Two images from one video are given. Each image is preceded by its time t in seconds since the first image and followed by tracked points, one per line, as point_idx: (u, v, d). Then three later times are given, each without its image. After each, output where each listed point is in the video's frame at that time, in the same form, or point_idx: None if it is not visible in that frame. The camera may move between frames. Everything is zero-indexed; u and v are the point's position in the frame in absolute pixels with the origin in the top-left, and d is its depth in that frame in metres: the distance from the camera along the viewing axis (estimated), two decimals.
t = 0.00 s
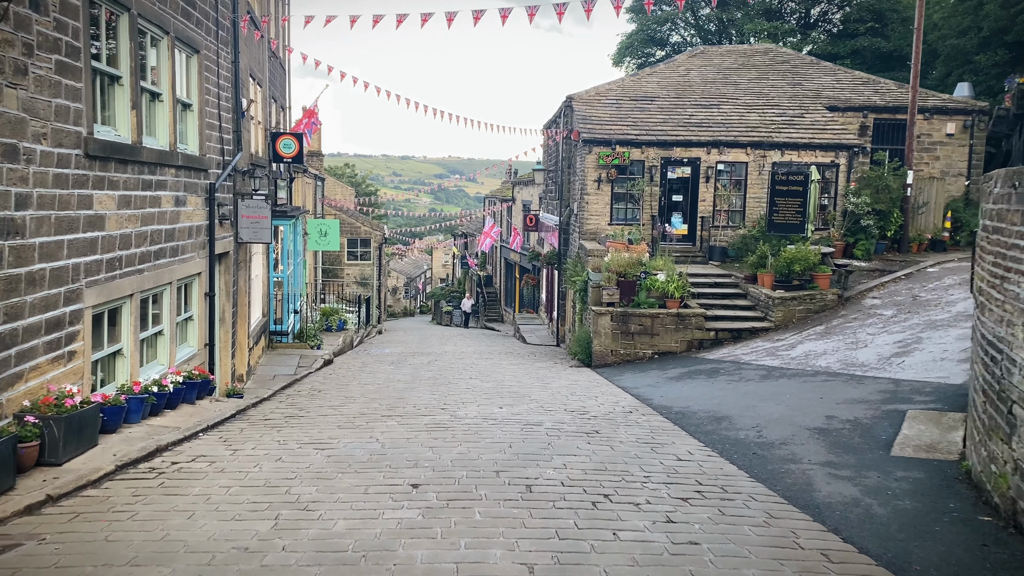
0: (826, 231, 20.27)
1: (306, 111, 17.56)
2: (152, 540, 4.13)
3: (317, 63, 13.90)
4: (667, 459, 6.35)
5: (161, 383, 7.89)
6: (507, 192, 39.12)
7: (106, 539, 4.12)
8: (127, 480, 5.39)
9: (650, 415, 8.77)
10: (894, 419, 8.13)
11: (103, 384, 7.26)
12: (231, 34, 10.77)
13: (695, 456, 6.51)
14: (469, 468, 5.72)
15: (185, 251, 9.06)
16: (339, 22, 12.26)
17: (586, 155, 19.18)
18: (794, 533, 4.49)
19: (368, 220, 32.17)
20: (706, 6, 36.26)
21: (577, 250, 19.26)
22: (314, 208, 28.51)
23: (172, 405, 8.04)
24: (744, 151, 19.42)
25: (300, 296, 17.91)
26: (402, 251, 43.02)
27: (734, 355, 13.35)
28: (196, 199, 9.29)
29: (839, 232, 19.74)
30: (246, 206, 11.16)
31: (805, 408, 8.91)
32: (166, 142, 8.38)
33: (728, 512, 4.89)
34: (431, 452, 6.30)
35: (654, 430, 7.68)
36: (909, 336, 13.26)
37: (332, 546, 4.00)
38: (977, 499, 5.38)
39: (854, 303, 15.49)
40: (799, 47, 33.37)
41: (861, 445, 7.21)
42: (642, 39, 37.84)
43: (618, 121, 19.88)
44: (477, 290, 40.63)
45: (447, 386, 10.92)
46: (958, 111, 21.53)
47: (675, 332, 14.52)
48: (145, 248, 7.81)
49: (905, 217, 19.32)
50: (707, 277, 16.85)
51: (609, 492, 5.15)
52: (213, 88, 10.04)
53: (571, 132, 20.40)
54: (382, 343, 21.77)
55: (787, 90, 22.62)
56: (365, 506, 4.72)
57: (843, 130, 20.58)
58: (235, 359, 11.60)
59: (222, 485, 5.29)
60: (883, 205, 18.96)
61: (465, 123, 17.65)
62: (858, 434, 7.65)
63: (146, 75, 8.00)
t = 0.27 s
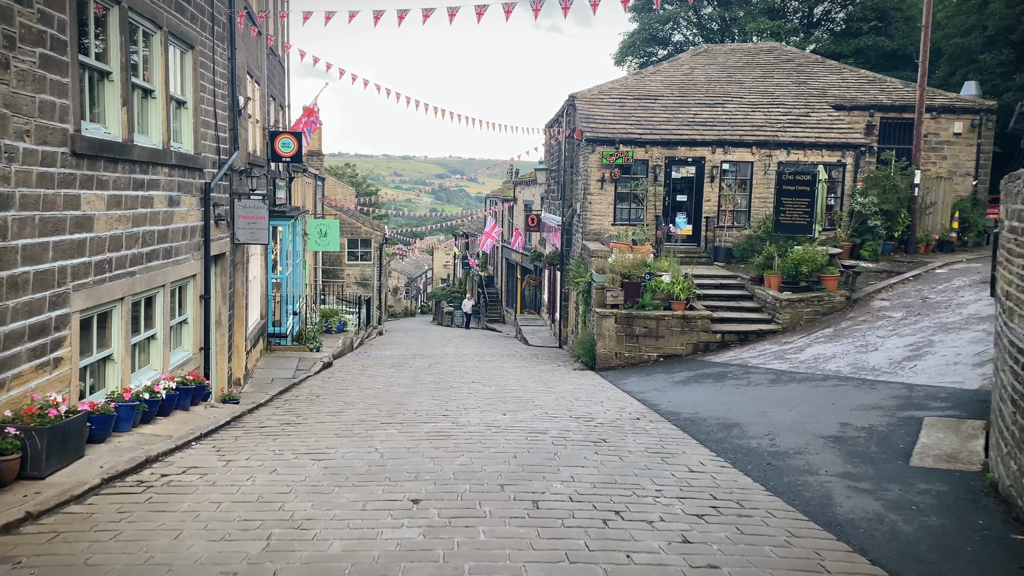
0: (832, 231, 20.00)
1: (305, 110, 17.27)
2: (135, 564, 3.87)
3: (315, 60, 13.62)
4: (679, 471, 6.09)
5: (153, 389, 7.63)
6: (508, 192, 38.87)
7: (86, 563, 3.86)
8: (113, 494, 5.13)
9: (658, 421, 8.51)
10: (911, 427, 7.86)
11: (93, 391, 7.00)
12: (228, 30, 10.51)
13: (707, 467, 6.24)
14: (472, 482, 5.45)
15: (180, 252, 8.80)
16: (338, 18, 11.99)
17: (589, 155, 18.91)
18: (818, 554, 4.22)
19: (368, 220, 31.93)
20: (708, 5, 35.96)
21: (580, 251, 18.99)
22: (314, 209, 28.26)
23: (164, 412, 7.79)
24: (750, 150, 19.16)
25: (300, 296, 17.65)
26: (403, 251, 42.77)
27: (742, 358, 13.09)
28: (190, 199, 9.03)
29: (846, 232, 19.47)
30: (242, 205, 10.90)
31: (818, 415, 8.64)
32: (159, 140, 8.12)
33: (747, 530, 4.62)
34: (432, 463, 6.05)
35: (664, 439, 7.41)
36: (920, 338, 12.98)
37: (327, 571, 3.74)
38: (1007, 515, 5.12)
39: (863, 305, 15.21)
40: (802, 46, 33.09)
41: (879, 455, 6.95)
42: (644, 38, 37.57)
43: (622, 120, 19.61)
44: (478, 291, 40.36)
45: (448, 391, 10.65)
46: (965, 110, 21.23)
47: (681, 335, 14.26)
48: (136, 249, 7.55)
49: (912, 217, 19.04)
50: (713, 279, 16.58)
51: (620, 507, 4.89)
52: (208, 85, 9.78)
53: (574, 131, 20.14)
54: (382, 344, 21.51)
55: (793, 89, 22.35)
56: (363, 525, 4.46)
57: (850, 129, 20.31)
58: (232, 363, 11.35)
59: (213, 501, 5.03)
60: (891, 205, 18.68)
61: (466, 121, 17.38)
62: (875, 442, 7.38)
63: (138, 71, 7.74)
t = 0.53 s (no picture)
0: (840, 229, 19.71)
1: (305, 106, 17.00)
2: None
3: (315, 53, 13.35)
4: (695, 476, 5.82)
5: (146, 390, 7.36)
6: (510, 191, 38.61)
7: None
8: (100, 502, 4.86)
9: (669, 423, 8.24)
10: (931, 429, 7.58)
11: (83, 393, 6.73)
12: (225, 21, 10.24)
13: (724, 473, 5.96)
14: (478, 489, 5.17)
15: (175, 249, 8.52)
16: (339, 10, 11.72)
17: (593, 152, 18.61)
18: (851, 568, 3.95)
19: (369, 219, 31.68)
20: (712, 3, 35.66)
21: (584, 249, 18.71)
22: (315, 207, 28.01)
23: (158, 414, 7.52)
24: (757, 147, 18.87)
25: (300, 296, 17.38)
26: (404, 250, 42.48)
27: (751, 358, 12.81)
28: (186, 194, 8.77)
29: (854, 230, 19.19)
30: (240, 202, 10.62)
31: (834, 417, 8.36)
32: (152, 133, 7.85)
33: (772, 541, 4.35)
34: (436, 468, 5.77)
35: (676, 442, 7.14)
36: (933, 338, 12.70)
37: None
38: None
39: (873, 304, 14.93)
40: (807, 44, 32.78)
41: (901, 459, 6.66)
42: (646, 36, 37.28)
43: (627, 117, 19.34)
44: (479, 290, 40.09)
45: (451, 392, 10.38)
46: (974, 106, 20.93)
47: (688, 335, 13.99)
48: (129, 245, 7.28)
49: (921, 215, 18.75)
50: (720, 277, 16.30)
51: (636, 517, 4.62)
52: (205, 77, 9.51)
53: (578, 128, 19.87)
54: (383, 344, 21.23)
55: (799, 86, 22.06)
56: (364, 536, 4.19)
57: (858, 126, 20.02)
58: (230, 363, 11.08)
59: (206, 509, 4.76)
60: (900, 203, 18.37)
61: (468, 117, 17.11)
62: (895, 446, 7.10)
63: (131, 60, 7.47)
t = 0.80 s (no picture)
0: (848, 229, 19.43)
1: (306, 103, 16.72)
2: None
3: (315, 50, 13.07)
4: (713, 488, 5.54)
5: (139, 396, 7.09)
6: (513, 190, 38.35)
7: None
8: (87, 517, 4.59)
9: (680, 429, 7.96)
10: (954, 436, 7.30)
11: (73, 398, 6.45)
12: (222, 14, 9.97)
13: (743, 485, 5.69)
14: (486, 502, 4.90)
15: (170, 249, 8.25)
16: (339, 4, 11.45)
17: (597, 151, 18.31)
18: None
19: (370, 219, 31.41)
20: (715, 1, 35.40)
21: (588, 249, 18.44)
22: (316, 206, 27.75)
23: (151, 420, 7.25)
24: (764, 146, 18.58)
25: (300, 296, 17.11)
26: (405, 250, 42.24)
27: (761, 360, 12.53)
28: (181, 192, 8.50)
29: (863, 230, 18.90)
30: (238, 200, 10.35)
31: (851, 422, 8.08)
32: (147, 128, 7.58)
33: (801, 562, 4.08)
34: (440, 478, 5.50)
35: (689, 450, 6.86)
36: (947, 340, 12.41)
37: None
38: None
39: (883, 305, 14.65)
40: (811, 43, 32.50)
41: (925, 468, 6.39)
42: (650, 35, 37.00)
43: (632, 115, 19.05)
44: (481, 291, 39.83)
45: (455, 396, 10.11)
46: (984, 105, 20.63)
47: (695, 336, 13.72)
48: (121, 245, 7.00)
49: (930, 215, 18.46)
50: (727, 278, 16.03)
51: (654, 534, 4.35)
52: (202, 72, 9.24)
53: (582, 126, 19.60)
54: (385, 345, 20.96)
55: (806, 84, 21.78)
56: (366, 557, 3.93)
57: (866, 124, 19.73)
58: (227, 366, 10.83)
59: (197, 524, 4.49)
60: (910, 202, 18.07)
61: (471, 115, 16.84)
62: (918, 453, 6.82)
63: (124, 53, 7.20)
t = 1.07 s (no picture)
0: (855, 229, 19.15)
1: (305, 102, 16.43)
2: None
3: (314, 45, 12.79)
4: (728, 500, 5.27)
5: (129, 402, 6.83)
6: (514, 190, 38.08)
7: None
8: (67, 533, 4.33)
9: (691, 436, 7.69)
10: (975, 444, 7.02)
11: (59, 405, 6.19)
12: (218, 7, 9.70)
13: (760, 497, 5.42)
14: (490, 517, 4.64)
15: (163, 249, 7.98)
16: None
17: (601, 149, 18.04)
18: None
19: (371, 218, 31.15)
20: None
21: (592, 249, 18.16)
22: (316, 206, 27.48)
23: (142, 427, 6.98)
24: (770, 145, 18.31)
25: (299, 297, 16.85)
26: (407, 250, 41.99)
27: (770, 364, 12.25)
28: (175, 190, 8.23)
29: (871, 230, 18.61)
30: (234, 200, 10.10)
31: (867, 429, 7.80)
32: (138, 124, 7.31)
33: None
34: (442, 490, 5.23)
35: (701, 459, 6.59)
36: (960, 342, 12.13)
37: None
38: None
39: (894, 306, 14.37)
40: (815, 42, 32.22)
41: (948, 478, 6.12)
42: (652, 33, 36.71)
43: (636, 113, 18.78)
44: (483, 291, 39.58)
45: (457, 400, 9.83)
46: (993, 103, 20.33)
47: (702, 338, 13.45)
48: (110, 244, 6.74)
49: (939, 215, 18.16)
50: (734, 279, 15.75)
51: (671, 553, 4.08)
52: (196, 67, 8.97)
53: (585, 124, 19.34)
54: (385, 346, 20.69)
55: (812, 82, 21.50)
56: None
57: (874, 122, 19.44)
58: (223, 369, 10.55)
59: (184, 542, 4.22)
60: (918, 201, 17.77)
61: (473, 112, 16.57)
62: (939, 462, 6.55)
63: (114, 46, 6.93)
